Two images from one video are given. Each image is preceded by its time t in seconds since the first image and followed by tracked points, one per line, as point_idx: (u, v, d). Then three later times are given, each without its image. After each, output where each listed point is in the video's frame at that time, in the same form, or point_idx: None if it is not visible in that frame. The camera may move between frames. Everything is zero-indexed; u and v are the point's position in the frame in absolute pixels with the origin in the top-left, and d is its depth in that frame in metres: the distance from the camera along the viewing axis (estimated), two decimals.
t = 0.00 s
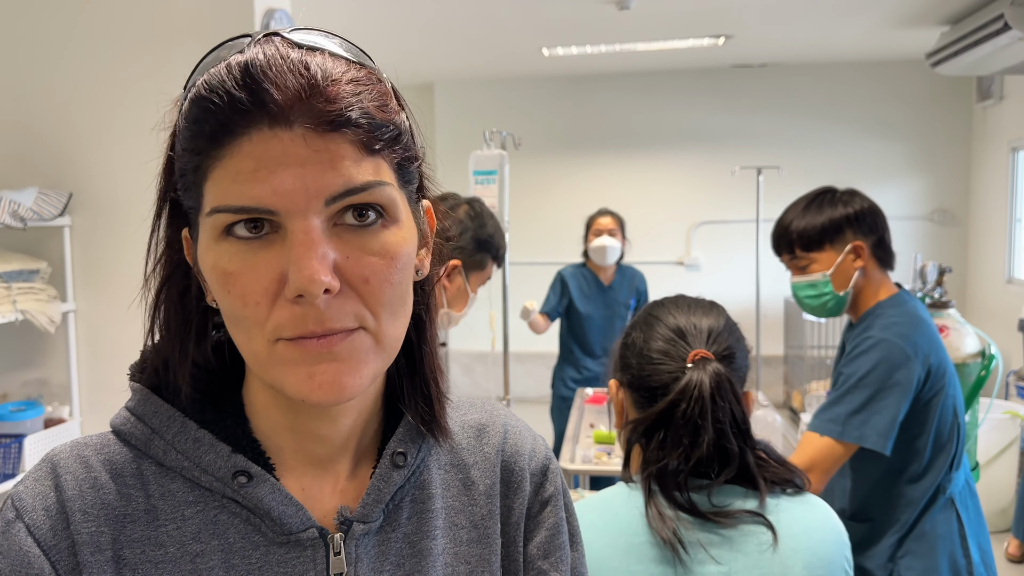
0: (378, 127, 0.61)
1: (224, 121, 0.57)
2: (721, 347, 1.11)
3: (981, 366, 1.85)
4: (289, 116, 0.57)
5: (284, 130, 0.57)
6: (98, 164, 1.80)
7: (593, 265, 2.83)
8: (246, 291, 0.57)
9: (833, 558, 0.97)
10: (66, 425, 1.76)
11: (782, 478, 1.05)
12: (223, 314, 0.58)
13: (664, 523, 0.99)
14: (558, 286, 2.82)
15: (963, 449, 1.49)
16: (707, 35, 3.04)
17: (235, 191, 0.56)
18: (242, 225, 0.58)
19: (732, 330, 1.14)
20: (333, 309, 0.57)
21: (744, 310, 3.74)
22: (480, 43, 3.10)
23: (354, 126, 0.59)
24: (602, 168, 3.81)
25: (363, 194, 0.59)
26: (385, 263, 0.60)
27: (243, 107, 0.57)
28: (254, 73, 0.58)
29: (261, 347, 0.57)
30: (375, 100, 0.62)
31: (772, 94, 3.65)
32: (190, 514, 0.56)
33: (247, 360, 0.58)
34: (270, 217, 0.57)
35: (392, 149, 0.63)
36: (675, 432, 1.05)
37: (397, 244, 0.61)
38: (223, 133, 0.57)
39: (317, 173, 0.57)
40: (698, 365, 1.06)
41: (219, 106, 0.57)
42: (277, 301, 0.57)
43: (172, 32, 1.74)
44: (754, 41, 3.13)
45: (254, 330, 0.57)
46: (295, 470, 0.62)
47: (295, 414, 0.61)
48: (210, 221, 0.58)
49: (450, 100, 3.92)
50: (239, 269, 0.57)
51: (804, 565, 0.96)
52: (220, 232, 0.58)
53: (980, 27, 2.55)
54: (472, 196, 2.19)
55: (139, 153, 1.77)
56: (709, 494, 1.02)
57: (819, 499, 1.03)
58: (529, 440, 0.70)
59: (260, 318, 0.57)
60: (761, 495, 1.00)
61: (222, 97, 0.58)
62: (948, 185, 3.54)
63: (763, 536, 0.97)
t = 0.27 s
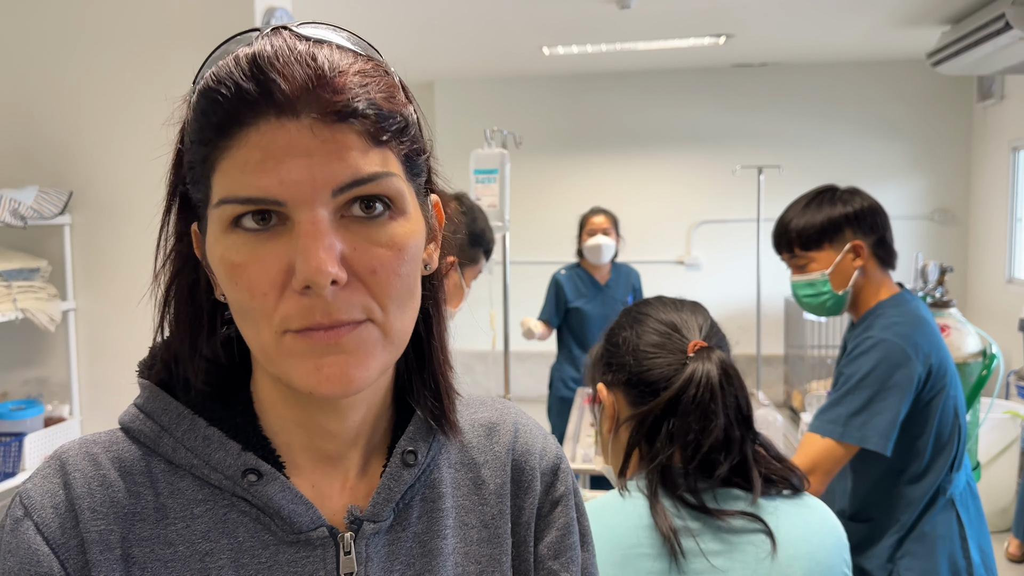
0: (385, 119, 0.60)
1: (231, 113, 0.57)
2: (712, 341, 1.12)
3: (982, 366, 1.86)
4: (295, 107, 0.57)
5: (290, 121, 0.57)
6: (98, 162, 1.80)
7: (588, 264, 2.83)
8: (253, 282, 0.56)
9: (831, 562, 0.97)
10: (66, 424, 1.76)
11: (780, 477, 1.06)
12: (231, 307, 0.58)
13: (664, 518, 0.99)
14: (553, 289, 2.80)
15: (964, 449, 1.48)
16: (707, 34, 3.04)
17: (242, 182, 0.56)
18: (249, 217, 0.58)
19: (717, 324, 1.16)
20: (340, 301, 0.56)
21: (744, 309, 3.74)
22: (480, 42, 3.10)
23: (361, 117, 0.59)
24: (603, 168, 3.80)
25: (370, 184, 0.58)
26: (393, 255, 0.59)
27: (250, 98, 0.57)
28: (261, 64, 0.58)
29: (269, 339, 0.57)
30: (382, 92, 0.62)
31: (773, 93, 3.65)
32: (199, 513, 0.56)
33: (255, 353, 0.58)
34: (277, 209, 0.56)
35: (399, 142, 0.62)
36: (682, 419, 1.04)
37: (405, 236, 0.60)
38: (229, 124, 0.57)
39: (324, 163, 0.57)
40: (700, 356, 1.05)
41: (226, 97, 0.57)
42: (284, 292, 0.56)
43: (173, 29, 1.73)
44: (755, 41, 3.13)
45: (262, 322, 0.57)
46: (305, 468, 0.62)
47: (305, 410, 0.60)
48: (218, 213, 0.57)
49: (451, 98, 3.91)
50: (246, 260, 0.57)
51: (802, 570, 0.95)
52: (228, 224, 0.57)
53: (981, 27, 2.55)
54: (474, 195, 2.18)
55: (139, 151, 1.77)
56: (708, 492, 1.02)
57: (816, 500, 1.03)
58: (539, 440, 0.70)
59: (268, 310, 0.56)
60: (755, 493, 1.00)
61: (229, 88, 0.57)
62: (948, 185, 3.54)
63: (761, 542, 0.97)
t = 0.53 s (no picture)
0: (394, 106, 0.60)
1: (240, 100, 0.57)
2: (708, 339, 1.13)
3: (985, 365, 1.86)
4: (305, 93, 0.57)
5: (300, 106, 0.57)
6: (99, 160, 1.79)
7: (587, 264, 2.83)
8: (264, 270, 0.56)
9: (834, 562, 0.97)
10: (68, 423, 1.76)
11: (783, 475, 1.05)
12: (243, 297, 0.58)
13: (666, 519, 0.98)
14: (553, 288, 2.79)
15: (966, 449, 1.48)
16: (709, 33, 3.03)
17: (252, 168, 0.56)
18: (261, 205, 0.58)
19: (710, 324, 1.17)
20: (351, 287, 0.56)
21: (745, 309, 3.74)
22: (481, 41, 3.09)
23: (371, 103, 0.58)
24: (604, 167, 3.80)
25: (380, 170, 0.58)
26: (403, 242, 0.59)
27: (260, 85, 0.57)
28: (271, 52, 0.58)
29: (280, 328, 0.57)
30: (390, 80, 0.62)
31: (774, 93, 3.64)
32: (212, 511, 0.56)
33: (266, 342, 0.58)
34: (287, 195, 0.56)
35: (408, 129, 0.62)
36: (687, 417, 1.04)
37: (416, 224, 0.60)
38: (239, 111, 0.57)
39: (334, 148, 0.56)
40: (701, 353, 1.05)
41: (236, 86, 0.57)
42: (296, 279, 0.56)
43: (173, 26, 1.71)
44: (756, 40, 3.12)
45: (273, 310, 0.57)
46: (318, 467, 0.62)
47: (317, 406, 0.60)
48: (229, 201, 0.57)
49: (451, 97, 3.91)
50: (257, 248, 0.56)
51: (805, 570, 0.95)
52: (239, 212, 0.57)
53: (983, 26, 2.54)
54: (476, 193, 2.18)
55: (141, 150, 1.77)
56: (711, 491, 1.02)
57: (817, 497, 1.03)
58: (553, 439, 0.70)
59: (279, 298, 0.56)
60: (756, 492, 1.00)
61: (239, 77, 0.57)
62: (950, 185, 3.53)
63: (764, 543, 0.96)
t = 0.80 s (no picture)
0: (399, 105, 0.60)
1: (245, 101, 0.57)
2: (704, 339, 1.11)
3: (985, 365, 1.87)
4: (310, 93, 0.57)
5: (305, 107, 0.57)
6: (101, 160, 1.79)
7: (587, 264, 2.84)
8: (270, 271, 0.56)
9: (833, 562, 0.97)
10: (69, 422, 1.76)
11: (779, 476, 1.05)
12: (248, 298, 0.58)
13: (663, 521, 0.98)
14: (556, 288, 2.78)
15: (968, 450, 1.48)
16: (710, 33, 3.03)
17: (257, 168, 0.56)
18: (265, 206, 0.58)
19: (709, 322, 1.15)
20: (357, 287, 0.56)
21: (746, 309, 3.74)
22: (483, 40, 3.09)
23: (375, 103, 0.59)
24: (605, 167, 3.80)
25: (385, 170, 0.58)
26: (409, 242, 0.59)
27: (265, 86, 0.57)
28: (276, 53, 0.58)
29: (285, 329, 0.57)
30: (395, 80, 0.62)
31: (775, 93, 3.64)
32: (216, 513, 0.56)
33: (271, 343, 0.58)
34: (293, 195, 0.56)
35: (413, 128, 0.62)
36: (676, 428, 1.05)
37: (422, 223, 0.60)
38: (244, 112, 0.57)
39: (339, 148, 0.57)
40: (691, 358, 1.05)
41: (241, 87, 0.58)
42: (301, 280, 0.56)
43: (175, 25, 1.71)
44: (757, 39, 3.12)
45: (279, 312, 0.57)
46: (323, 468, 0.62)
47: (322, 406, 0.61)
48: (234, 202, 0.57)
49: (453, 97, 3.91)
50: (263, 249, 0.57)
51: (803, 570, 0.96)
52: (244, 213, 0.57)
53: (985, 25, 2.54)
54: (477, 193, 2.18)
55: (142, 150, 1.77)
56: (706, 494, 1.02)
57: (816, 496, 1.03)
58: (558, 441, 0.70)
59: (284, 299, 0.56)
60: (755, 494, 1.00)
61: (243, 78, 0.58)
62: (951, 185, 3.53)
63: (762, 542, 0.97)
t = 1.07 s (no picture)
0: (403, 108, 0.61)
1: (251, 104, 0.58)
2: (706, 343, 1.10)
3: (987, 366, 1.87)
4: (315, 97, 0.57)
5: (310, 110, 0.57)
6: (103, 160, 1.80)
7: (588, 264, 2.85)
8: (276, 274, 0.57)
9: (832, 564, 0.97)
10: (71, 422, 1.77)
11: (776, 481, 1.05)
12: (254, 301, 0.58)
13: (661, 525, 0.99)
14: (557, 289, 2.78)
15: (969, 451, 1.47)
16: (711, 33, 3.03)
17: (263, 171, 0.56)
18: (271, 209, 0.58)
19: (712, 323, 1.14)
20: (362, 289, 0.57)
21: (747, 308, 3.74)
22: (484, 41, 3.10)
23: (380, 106, 0.59)
24: (606, 166, 3.80)
25: (390, 172, 0.59)
26: (414, 244, 0.60)
27: (270, 90, 0.57)
28: (281, 56, 0.59)
29: (291, 331, 0.57)
30: (399, 83, 0.62)
31: (777, 93, 3.64)
32: (221, 514, 0.56)
33: (277, 345, 0.59)
34: (298, 198, 0.57)
35: (417, 131, 0.63)
36: (670, 440, 1.05)
37: (426, 225, 0.60)
38: (250, 116, 0.58)
39: (344, 151, 0.57)
40: (687, 364, 1.05)
41: (246, 90, 0.58)
42: (306, 282, 0.57)
43: (177, 26, 1.71)
44: (759, 39, 3.12)
45: (285, 314, 0.57)
46: (327, 470, 0.62)
47: (327, 408, 0.61)
48: (239, 205, 0.58)
49: (454, 96, 3.91)
50: (269, 252, 0.57)
51: (802, 572, 0.96)
52: (249, 216, 0.58)
53: (986, 26, 2.54)
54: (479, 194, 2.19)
55: (144, 150, 1.77)
56: (704, 499, 1.02)
57: (813, 499, 1.04)
58: (560, 443, 0.70)
59: (290, 301, 0.57)
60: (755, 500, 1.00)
61: (249, 81, 0.58)
62: (952, 185, 3.53)
63: (761, 545, 0.97)
